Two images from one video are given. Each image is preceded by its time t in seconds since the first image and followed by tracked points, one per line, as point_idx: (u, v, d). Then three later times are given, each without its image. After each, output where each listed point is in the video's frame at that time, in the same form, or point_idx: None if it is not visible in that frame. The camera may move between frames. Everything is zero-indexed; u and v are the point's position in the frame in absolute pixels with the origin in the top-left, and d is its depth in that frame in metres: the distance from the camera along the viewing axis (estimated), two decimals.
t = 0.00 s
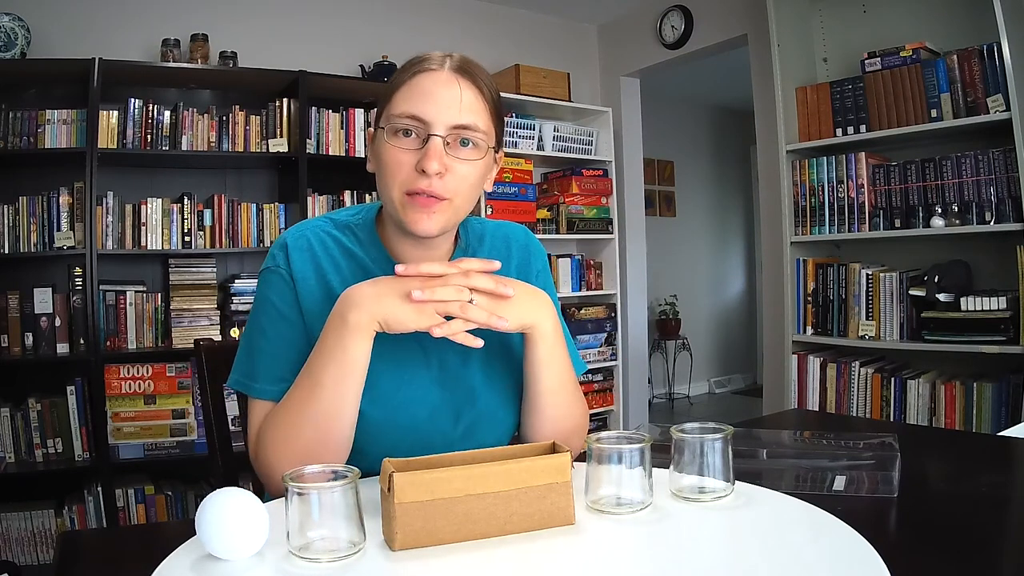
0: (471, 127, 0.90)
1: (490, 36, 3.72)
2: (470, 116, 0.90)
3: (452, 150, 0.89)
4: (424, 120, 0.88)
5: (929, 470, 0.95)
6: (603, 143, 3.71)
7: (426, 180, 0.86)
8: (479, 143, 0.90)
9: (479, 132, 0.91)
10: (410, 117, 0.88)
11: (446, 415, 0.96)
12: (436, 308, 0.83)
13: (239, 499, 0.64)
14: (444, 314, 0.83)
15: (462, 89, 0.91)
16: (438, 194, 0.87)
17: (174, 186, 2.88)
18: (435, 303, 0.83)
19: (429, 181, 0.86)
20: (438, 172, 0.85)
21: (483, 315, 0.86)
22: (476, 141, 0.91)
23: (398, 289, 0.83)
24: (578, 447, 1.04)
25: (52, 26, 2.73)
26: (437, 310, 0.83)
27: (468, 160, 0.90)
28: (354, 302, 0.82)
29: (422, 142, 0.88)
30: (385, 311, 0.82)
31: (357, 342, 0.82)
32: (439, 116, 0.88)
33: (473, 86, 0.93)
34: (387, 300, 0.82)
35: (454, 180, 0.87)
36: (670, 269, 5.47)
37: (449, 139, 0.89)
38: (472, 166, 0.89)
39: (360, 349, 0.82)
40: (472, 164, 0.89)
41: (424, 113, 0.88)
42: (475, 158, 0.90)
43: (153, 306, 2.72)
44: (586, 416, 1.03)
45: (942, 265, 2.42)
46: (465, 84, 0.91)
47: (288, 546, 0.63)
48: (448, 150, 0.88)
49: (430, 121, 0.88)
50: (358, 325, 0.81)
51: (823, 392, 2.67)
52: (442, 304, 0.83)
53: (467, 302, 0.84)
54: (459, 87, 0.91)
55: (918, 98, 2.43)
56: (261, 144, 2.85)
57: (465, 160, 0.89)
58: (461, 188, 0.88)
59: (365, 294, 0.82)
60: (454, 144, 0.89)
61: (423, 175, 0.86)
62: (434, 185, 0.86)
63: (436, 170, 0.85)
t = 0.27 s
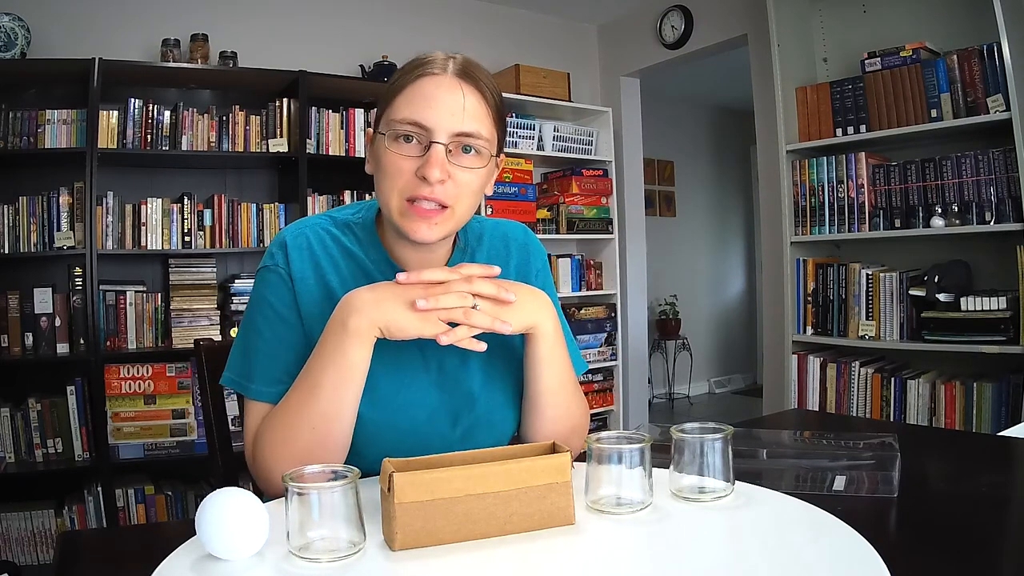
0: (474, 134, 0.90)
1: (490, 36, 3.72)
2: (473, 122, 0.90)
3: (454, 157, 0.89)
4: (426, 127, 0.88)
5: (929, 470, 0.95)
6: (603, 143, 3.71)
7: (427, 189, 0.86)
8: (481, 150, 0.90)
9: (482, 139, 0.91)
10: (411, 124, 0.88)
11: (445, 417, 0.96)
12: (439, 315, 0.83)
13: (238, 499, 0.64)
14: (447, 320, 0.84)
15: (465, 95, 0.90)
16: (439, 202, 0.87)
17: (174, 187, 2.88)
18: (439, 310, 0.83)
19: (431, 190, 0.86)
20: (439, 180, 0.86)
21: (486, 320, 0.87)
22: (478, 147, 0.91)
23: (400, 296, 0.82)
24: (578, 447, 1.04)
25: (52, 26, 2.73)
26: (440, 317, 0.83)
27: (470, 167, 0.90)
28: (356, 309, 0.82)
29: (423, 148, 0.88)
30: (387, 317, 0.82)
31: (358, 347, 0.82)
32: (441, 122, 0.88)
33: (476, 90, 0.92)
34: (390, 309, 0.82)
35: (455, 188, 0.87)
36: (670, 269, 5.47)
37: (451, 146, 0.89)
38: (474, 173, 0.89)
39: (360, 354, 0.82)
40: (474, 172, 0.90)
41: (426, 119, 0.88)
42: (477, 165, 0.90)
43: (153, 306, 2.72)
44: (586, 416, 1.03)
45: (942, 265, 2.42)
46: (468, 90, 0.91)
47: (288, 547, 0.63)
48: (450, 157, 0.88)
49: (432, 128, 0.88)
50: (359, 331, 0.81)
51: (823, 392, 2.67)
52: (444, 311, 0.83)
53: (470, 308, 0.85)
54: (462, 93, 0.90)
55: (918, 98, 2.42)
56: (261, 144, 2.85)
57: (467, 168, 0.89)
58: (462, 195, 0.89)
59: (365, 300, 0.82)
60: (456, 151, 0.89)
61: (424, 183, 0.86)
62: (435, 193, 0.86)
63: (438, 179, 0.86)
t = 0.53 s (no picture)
0: (482, 136, 0.90)
1: (490, 36, 3.72)
2: (480, 125, 0.90)
3: (461, 159, 0.89)
4: (434, 128, 0.88)
5: (929, 470, 0.95)
6: (603, 143, 3.71)
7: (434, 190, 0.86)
8: (488, 153, 0.91)
9: (489, 141, 0.91)
10: (418, 124, 0.88)
11: (446, 418, 0.96)
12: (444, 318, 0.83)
13: (239, 499, 0.64)
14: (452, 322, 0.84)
15: (474, 97, 0.90)
16: (446, 204, 0.87)
17: (174, 186, 2.88)
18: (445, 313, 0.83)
19: (437, 191, 0.86)
20: (447, 182, 0.86)
21: (491, 321, 0.87)
22: (485, 150, 0.91)
23: (404, 300, 0.82)
24: (577, 447, 1.04)
25: (52, 26, 2.73)
26: (445, 320, 0.83)
27: (476, 169, 0.90)
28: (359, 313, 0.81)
29: (431, 149, 0.88)
30: (392, 320, 0.81)
31: (361, 350, 0.82)
32: (449, 124, 0.88)
33: (485, 92, 0.92)
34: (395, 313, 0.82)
35: (462, 190, 0.87)
36: (670, 269, 5.47)
37: (459, 148, 0.89)
38: (480, 176, 0.90)
39: (363, 355, 0.82)
40: (480, 174, 0.90)
41: (433, 121, 0.88)
42: (483, 167, 0.91)
43: (153, 306, 2.72)
44: (586, 415, 1.03)
45: (942, 265, 2.42)
46: (477, 92, 0.91)
47: (288, 547, 0.63)
48: (457, 159, 0.88)
49: (440, 129, 0.88)
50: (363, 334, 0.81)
51: (823, 392, 2.67)
52: (449, 313, 0.83)
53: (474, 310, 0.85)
54: (471, 94, 0.90)
55: (918, 98, 2.43)
56: (261, 144, 2.85)
57: (474, 170, 0.89)
58: (468, 197, 0.89)
59: (369, 302, 0.82)
60: (463, 153, 0.89)
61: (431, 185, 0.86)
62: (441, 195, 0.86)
63: (445, 180, 0.86)
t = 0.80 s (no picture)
0: (486, 135, 0.90)
1: (490, 36, 3.72)
2: (485, 124, 0.90)
3: (464, 156, 0.89)
4: (438, 125, 0.88)
5: (929, 470, 0.95)
6: (603, 143, 3.71)
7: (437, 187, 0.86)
8: (492, 152, 0.91)
9: (493, 140, 0.91)
10: (424, 121, 0.89)
11: (447, 418, 0.96)
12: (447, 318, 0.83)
13: (239, 499, 0.64)
14: (454, 322, 0.84)
15: (479, 96, 0.91)
16: (448, 201, 0.87)
17: (174, 187, 2.88)
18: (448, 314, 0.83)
19: (441, 187, 0.86)
20: (450, 178, 0.85)
21: (493, 321, 0.87)
22: (489, 149, 0.91)
23: (407, 300, 0.82)
24: (578, 446, 1.04)
25: (52, 26, 2.73)
26: (448, 321, 0.83)
27: (480, 168, 0.90)
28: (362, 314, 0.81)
29: (435, 147, 0.88)
30: (395, 320, 0.81)
31: (364, 350, 0.82)
32: (454, 122, 0.89)
33: (490, 93, 0.93)
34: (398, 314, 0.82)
35: (465, 187, 0.87)
36: (670, 269, 5.47)
37: (463, 146, 0.89)
38: (483, 174, 0.90)
39: (365, 356, 0.82)
40: (483, 172, 0.90)
41: (439, 118, 0.88)
42: (487, 166, 0.90)
43: (152, 306, 2.71)
44: (586, 415, 1.03)
45: (942, 265, 2.43)
46: (482, 92, 0.92)
47: (288, 547, 0.63)
48: (460, 157, 0.88)
49: (445, 126, 0.88)
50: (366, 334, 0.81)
51: (823, 392, 2.67)
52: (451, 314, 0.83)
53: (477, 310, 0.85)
54: (477, 94, 0.91)
55: (918, 97, 2.43)
56: (261, 144, 2.85)
57: (477, 168, 0.89)
58: (470, 196, 0.88)
59: (371, 303, 0.82)
60: (467, 150, 0.89)
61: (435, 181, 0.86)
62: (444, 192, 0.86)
63: (448, 177, 0.85)
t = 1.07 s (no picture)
0: (488, 131, 0.90)
1: (490, 37, 3.72)
2: (488, 120, 0.90)
3: (466, 152, 0.89)
4: (441, 120, 0.88)
5: (929, 470, 0.95)
6: (603, 143, 3.71)
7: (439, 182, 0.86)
8: (494, 148, 0.91)
9: (495, 137, 0.91)
10: (426, 116, 0.89)
11: (447, 418, 0.96)
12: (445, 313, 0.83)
13: (238, 499, 0.64)
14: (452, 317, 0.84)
15: (482, 93, 0.91)
16: (449, 196, 0.87)
17: (174, 187, 2.88)
18: (445, 310, 0.83)
19: (442, 182, 0.86)
20: (452, 172, 0.86)
21: (491, 317, 0.87)
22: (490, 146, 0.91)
23: (404, 297, 0.82)
24: (578, 446, 1.04)
25: (52, 26, 2.73)
26: (445, 316, 0.83)
27: (481, 163, 0.90)
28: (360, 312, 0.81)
29: (437, 141, 0.88)
30: (393, 318, 0.82)
31: (363, 348, 0.82)
32: (456, 117, 0.89)
33: (493, 90, 0.93)
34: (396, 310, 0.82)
35: (467, 182, 0.87)
36: (670, 269, 5.47)
37: (465, 142, 0.89)
38: (485, 170, 0.90)
39: (363, 355, 0.82)
40: (485, 168, 0.90)
41: (441, 113, 0.88)
42: (488, 162, 0.91)
43: (152, 306, 2.71)
44: (586, 415, 1.03)
45: (942, 265, 2.43)
46: (485, 89, 0.92)
47: (288, 547, 0.63)
48: (463, 152, 0.88)
49: (447, 121, 0.88)
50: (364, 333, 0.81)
51: (823, 392, 2.67)
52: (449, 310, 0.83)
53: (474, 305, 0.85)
54: (480, 91, 0.91)
55: (918, 97, 2.43)
56: (261, 144, 2.85)
57: (479, 164, 0.89)
58: (472, 191, 0.88)
59: (370, 301, 0.82)
60: (469, 146, 0.89)
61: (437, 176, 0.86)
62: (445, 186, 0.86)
63: (450, 171, 0.85)
